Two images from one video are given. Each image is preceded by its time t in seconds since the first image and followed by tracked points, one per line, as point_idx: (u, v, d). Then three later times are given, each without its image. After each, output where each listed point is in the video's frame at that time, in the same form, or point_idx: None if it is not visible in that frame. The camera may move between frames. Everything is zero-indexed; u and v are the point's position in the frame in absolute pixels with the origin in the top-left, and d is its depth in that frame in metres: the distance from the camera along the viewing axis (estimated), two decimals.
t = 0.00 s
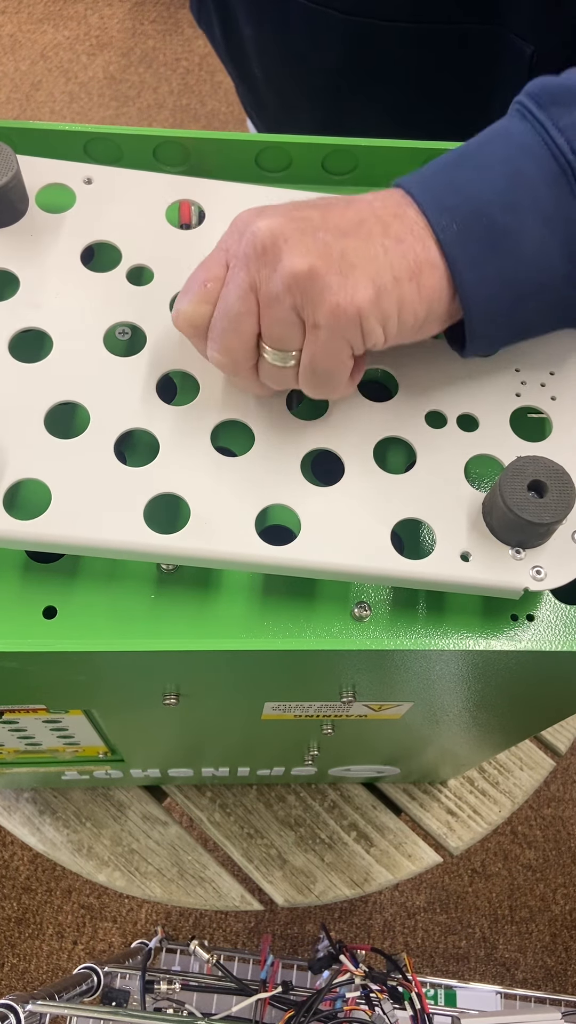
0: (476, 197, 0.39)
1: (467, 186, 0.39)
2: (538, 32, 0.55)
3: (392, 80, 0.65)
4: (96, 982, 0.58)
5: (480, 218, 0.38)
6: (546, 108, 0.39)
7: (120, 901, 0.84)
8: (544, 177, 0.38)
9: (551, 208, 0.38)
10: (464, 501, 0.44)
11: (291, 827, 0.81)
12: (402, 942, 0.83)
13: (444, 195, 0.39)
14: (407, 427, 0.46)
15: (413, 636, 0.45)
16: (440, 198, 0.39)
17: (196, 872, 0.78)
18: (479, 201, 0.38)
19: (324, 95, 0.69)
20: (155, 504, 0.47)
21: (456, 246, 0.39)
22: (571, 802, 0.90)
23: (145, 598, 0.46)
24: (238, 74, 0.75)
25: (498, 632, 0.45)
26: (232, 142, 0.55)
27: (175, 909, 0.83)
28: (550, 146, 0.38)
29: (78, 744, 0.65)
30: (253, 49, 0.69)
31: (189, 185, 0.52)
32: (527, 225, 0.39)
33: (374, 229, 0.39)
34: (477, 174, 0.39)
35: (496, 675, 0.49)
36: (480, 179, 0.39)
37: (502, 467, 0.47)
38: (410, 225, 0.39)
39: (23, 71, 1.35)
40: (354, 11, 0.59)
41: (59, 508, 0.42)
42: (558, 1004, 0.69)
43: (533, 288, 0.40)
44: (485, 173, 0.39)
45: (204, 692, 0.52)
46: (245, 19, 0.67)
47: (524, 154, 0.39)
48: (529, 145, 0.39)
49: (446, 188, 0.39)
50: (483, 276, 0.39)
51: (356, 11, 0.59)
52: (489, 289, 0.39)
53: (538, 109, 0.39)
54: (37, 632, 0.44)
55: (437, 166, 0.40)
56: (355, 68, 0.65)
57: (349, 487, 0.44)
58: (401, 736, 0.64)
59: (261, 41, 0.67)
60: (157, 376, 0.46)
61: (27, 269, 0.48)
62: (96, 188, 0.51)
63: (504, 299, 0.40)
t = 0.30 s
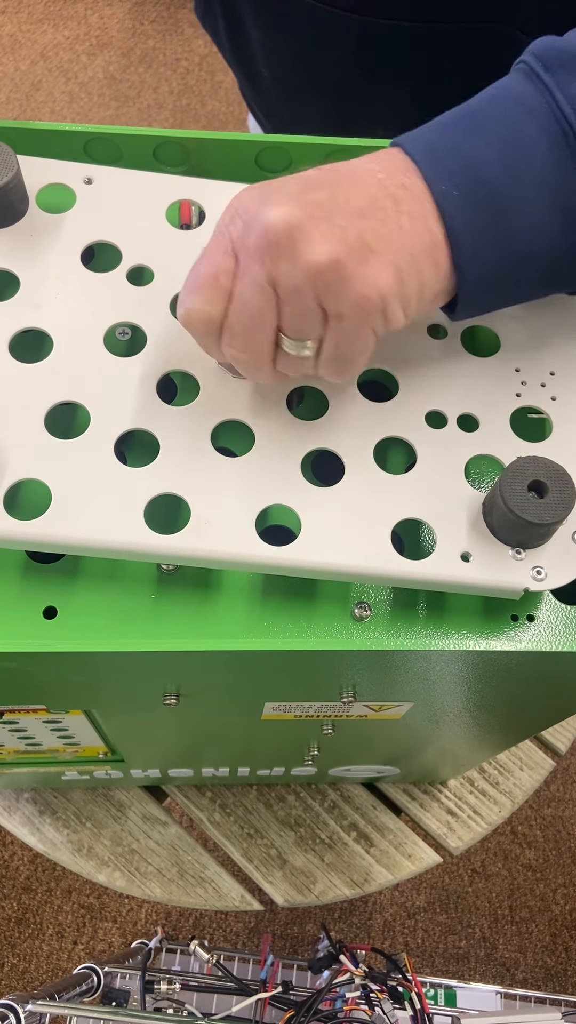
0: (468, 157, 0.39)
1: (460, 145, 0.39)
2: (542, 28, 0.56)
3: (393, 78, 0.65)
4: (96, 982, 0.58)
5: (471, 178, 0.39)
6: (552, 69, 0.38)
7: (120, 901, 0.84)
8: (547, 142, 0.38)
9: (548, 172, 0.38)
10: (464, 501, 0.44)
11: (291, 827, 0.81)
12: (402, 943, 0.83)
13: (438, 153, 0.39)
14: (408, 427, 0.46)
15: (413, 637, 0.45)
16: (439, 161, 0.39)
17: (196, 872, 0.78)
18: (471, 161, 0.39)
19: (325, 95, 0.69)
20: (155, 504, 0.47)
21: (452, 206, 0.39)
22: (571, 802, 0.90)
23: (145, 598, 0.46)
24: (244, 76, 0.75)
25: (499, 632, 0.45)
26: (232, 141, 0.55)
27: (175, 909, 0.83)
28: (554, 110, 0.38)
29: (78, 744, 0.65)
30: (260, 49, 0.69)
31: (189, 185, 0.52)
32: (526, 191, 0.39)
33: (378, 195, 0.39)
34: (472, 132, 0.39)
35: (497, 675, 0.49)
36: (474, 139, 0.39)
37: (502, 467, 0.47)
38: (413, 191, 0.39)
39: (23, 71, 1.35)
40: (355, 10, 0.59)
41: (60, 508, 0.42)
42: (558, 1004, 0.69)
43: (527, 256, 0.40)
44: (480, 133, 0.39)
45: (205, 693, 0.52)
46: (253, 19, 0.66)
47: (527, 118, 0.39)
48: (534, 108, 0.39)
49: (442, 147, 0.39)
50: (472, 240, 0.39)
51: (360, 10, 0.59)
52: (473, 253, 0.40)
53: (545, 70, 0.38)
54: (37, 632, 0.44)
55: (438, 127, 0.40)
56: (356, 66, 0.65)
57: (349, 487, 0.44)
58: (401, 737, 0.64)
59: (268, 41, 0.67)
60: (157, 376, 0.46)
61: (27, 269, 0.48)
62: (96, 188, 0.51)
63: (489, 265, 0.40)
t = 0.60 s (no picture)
0: None
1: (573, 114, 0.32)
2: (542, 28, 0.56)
3: (392, 79, 0.65)
4: (96, 983, 0.58)
5: None
6: None
7: (120, 901, 0.84)
8: None
9: None
10: (464, 501, 0.44)
11: (291, 827, 0.81)
12: (402, 942, 0.83)
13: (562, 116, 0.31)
14: (408, 427, 0.46)
15: (412, 636, 0.45)
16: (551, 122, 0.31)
17: (196, 872, 0.78)
18: None
19: (324, 95, 0.69)
20: (155, 504, 0.47)
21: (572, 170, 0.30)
22: (571, 801, 0.90)
23: (145, 598, 0.46)
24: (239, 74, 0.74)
25: (499, 632, 0.45)
26: (231, 142, 0.55)
27: (175, 909, 0.83)
28: None
29: (78, 744, 0.65)
30: (259, 50, 0.68)
31: (189, 185, 0.52)
32: None
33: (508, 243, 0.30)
34: None
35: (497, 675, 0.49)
36: None
37: (502, 467, 0.47)
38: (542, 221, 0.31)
39: (23, 71, 1.34)
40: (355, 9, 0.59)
41: (60, 509, 0.42)
42: (558, 1004, 0.69)
43: None
44: None
45: (204, 693, 0.52)
46: (252, 21, 0.65)
47: None
48: None
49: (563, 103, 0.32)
50: None
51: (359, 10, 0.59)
52: None
53: None
54: (37, 632, 0.44)
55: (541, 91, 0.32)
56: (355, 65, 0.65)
57: (349, 488, 0.44)
58: (401, 737, 0.64)
59: (268, 42, 0.66)
60: (157, 376, 0.46)
61: (27, 270, 0.48)
62: (96, 188, 0.51)
63: None
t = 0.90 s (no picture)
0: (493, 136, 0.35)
1: (482, 125, 0.35)
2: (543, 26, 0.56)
3: (391, 76, 0.66)
4: (96, 983, 0.58)
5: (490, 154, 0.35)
6: None
7: (120, 901, 0.84)
8: None
9: None
10: (464, 501, 0.44)
11: (291, 826, 0.81)
12: (402, 942, 0.83)
13: (458, 127, 0.35)
14: (408, 427, 0.46)
15: (413, 636, 0.45)
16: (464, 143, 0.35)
17: (196, 872, 0.78)
18: (494, 135, 0.35)
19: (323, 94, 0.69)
20: (155, 504, 0.47)
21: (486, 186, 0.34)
22: (571, 802, 0.90)
23: (145, 598, 0.46)
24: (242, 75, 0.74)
25: (499, 632, 0.45)
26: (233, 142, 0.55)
27: (175, 909, 0.83)
28: None
29: (78, 744, 0.65)
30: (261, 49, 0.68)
31: (189, 185, 0.52)
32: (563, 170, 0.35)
33: (393, 222, 0.36)
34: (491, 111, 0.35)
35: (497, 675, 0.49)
36: (513, 110, 0.35)
37: (502, 467, 0.47)
38: (437, 204, 0.35)
39: (23, 71, 1.35)
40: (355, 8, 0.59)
41: (60, 508, 0.42)
42: (558, 1004, 0.69)
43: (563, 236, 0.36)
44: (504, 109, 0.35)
45: (205, 692, 0.52)
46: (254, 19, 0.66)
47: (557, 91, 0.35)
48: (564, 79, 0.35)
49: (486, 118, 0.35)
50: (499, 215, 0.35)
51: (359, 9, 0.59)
52: (506, 237, 0.35)
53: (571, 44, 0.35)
54: (37, 632, 0.44)
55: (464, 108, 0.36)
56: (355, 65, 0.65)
57: (349, 487, 0.44)
58: (401, 737, 0.64)
59: (269, 41, 0.66)
60: (157, 376, 0.46)
61: (27, 269, 0.48)
62: (96, 188, 0.51)
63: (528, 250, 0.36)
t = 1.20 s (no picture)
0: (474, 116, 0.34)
1: (459, 116, 0.34)
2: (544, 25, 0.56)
3: (391, 76, 0.66)
4: (96, 983, 0.58)
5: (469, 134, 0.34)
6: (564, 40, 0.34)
7: (120, 901, 0.84)
8: (553, 115, 0.34)
9: (568, 146, 0.34)
10: (464, 501, 0.44)
11: (290, 826, 0.81)
12: (402, 942, 0.83)
13: (436, 114, 0.34)
14: (408, 427, 0.46)
15: (413, 636, 0.45)
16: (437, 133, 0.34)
17: (196, 872, 0.78)
18: (470, 127, 0.34)
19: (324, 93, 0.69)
20: (155, 504, 0.47)
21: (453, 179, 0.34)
22: (571, 802, 0.90)
23: (145, 598, 0.46)
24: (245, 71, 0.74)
25: (499, 632, 0.45)
26: (233, 141, 0.55)
27: (175, 909, 0.83)
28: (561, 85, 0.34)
29: (78, 744, 0.65)
30: (261, 46, 0.68)
31: (189, 185, 0.52)
32: (534, 170, 0.34)
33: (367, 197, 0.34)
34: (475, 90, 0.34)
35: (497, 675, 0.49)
36: (487, 104, 0.34)
37: (502, 467, 0.47)
38: (401, 165, 0.34)
39: (23, 71, 1.34)
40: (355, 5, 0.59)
41: (60, 508, 0.42)
42: (558, 1004, 0.69)
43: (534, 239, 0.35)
44: (488, 89, 0.34)
45: (205, 693, 0.52)
46: (255, 15, 0.66)
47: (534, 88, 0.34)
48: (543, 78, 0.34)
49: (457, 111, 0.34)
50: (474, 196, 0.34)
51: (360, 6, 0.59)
52: (482, 227, 0.34)
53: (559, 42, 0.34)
54: (37, 632, 0.44)
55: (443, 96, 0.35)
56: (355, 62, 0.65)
57: (348, 487, 0.44)
58: (401, 737, 0.64)
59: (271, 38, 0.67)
60: (158, 376, 0.46)
61: (28, 269, 0.48)
62: (96, 188, 0.51)
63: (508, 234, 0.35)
